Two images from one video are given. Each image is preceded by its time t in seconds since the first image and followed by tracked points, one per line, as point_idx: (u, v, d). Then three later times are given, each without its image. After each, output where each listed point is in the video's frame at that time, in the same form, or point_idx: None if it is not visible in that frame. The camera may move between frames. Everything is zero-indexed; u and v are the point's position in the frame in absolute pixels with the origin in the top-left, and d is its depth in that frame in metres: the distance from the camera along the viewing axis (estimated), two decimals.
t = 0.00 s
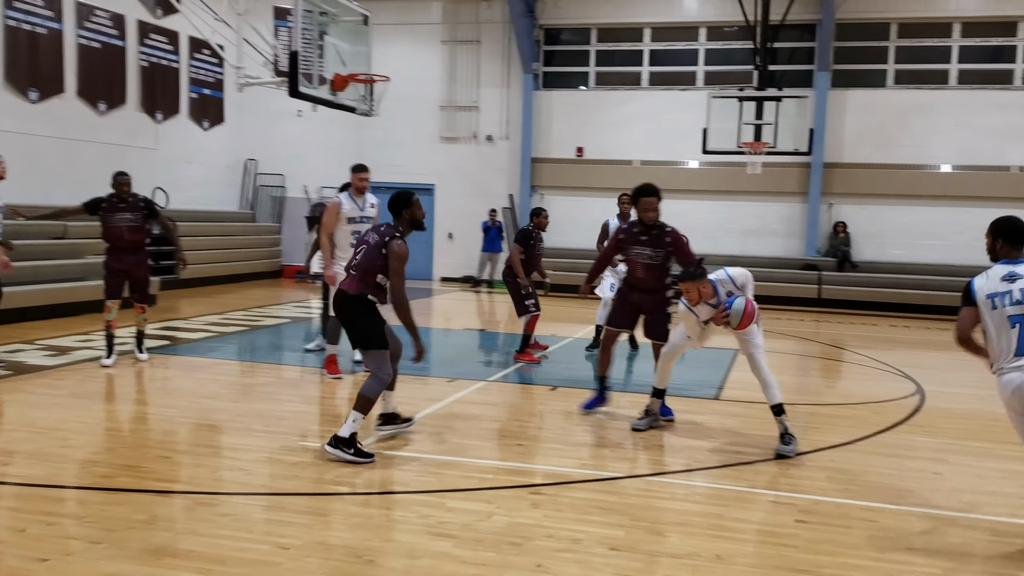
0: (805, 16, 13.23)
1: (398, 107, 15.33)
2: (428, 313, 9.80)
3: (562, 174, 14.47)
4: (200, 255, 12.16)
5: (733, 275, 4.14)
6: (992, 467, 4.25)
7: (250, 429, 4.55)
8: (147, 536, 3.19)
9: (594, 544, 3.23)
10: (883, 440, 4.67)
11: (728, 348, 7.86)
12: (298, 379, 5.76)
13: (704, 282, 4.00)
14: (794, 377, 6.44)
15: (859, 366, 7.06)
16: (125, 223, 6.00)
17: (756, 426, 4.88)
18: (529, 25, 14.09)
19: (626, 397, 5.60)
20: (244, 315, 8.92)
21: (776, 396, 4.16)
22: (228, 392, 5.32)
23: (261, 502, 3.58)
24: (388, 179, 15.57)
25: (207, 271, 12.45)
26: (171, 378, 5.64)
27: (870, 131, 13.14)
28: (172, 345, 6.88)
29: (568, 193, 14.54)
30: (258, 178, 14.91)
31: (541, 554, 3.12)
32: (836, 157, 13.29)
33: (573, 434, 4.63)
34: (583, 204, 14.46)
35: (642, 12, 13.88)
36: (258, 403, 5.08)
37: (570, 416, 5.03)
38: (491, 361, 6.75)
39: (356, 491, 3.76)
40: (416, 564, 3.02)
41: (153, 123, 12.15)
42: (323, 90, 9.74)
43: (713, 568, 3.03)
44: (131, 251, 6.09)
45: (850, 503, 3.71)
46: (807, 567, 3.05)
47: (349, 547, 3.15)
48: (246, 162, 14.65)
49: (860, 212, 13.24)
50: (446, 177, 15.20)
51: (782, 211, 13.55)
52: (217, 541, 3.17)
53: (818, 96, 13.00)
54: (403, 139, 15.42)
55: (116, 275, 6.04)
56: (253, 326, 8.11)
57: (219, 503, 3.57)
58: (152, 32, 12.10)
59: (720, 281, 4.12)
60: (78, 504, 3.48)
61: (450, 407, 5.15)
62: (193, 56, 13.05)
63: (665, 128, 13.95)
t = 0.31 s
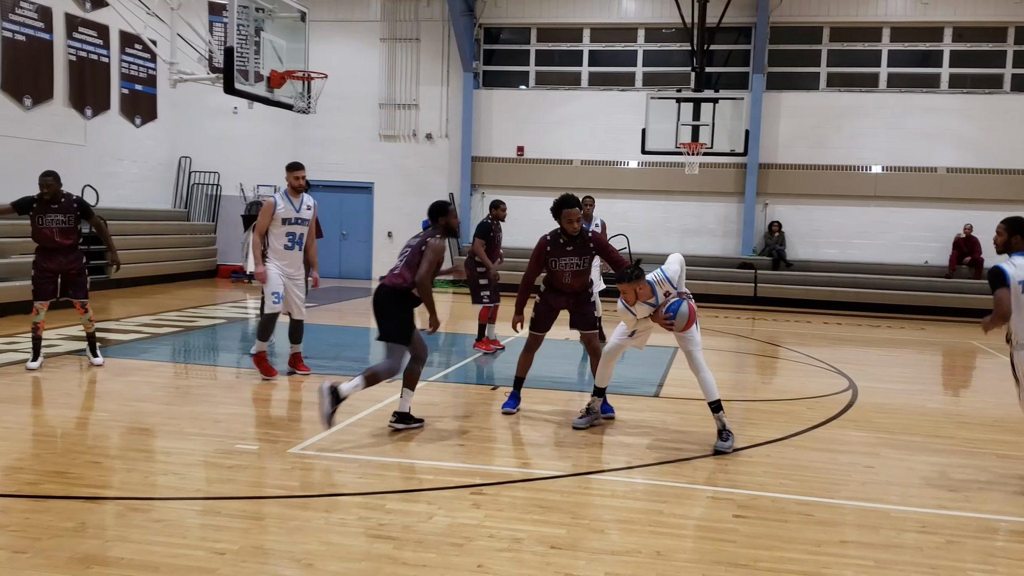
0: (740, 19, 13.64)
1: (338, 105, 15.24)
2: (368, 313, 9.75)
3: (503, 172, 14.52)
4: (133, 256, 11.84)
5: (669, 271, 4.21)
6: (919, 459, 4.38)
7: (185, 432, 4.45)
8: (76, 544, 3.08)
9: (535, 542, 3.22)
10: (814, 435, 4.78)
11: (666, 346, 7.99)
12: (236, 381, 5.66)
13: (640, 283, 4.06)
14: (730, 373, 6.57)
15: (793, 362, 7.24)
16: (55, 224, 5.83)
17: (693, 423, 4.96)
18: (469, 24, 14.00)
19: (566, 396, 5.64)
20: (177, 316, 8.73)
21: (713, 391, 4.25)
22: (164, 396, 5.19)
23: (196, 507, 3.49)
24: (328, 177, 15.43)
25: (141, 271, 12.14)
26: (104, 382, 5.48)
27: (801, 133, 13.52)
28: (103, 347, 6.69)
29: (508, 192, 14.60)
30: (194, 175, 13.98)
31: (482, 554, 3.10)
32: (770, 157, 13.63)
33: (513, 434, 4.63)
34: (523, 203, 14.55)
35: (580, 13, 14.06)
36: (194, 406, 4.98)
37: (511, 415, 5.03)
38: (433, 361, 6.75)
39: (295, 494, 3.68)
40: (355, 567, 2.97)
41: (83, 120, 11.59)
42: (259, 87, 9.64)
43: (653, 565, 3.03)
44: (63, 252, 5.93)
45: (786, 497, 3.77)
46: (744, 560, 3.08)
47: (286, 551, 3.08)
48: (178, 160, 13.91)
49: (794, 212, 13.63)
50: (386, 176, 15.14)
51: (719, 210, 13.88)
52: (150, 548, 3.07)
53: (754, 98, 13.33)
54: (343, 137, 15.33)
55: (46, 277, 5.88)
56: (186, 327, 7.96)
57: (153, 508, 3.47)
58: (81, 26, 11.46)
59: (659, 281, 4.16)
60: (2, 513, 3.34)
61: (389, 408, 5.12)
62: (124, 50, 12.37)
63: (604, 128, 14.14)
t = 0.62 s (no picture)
0: (701, 20, 13.72)
1: (299, 103, 15.12)
2: (330, 312, 9.70)
3: (465, 171, 14.51)
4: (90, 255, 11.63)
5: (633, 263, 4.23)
6: (875, 455, 4.45)
7: (142, 434, 4.37)
8: (29, 549, 2.98)
9: (498, 541, 3.19)
10: (773, 432, 4.84)
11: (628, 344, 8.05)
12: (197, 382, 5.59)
13: (609, 276, 4.04)
14: (690, 371, 6.63)
15: (752, 360, 7.33)
16: (20, 223, 5.73)
17: (655, 421, 5.00)
18: (431, 22, 13.93)
19: (528, 395, 5.65)
20: (133, 316, 8.59)
21: (675, 389, 4.28)
22: (123, 398, 5.10)
23: (153, 508, 3.40)
24: (289, 175, 15.32)
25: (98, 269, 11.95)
26: (61, 384, 5.37)
27: (761, 133, 13.66)
28: (58, 348, 6.57)
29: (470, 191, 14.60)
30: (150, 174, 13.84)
31: (445, 553, 3.05)
32: (730, 157, 13.76)
33: (475, 434, 4.62)
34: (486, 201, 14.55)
35: (542, 12, 14.06)
36: (153, 408, 4.90)
37: (474, 415, 5.02)
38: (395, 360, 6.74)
39: (255, 495, 3.62)
40: (316, 568, 2.91)
41: (36, 117, 11.22)
42: (218, 83, 9.55)
43: (617, 562, 3.02)
44: (29, 251, 5.80)
45: (748, 494, 3.79)
46: (705, 557, 3.08)
47: (247, 552, 3.01)
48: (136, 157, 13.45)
49: (752, 211, 13.80)
50: (347, 175, 15.06)
51: (680, 210, 14.01)
52: (107, 551, 2.99)
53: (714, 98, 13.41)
54: (304, 135, 15.24)
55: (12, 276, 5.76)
56: (143, 327, 7.85)
57: (110, 511, 3.38)
58: (34, 20, 11.06)
59: (626, 274, 4.16)
60: None
61: (351, 408, 5.09)
62: (78, 45, 11.94)
63: (565, 127, 14.18)
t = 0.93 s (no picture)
0: (680, 19, 13.76)
1: (279, 101, 15.10)
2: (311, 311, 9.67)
3: (445, 170, 14.51)
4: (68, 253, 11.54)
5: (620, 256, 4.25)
6: (853, 453, 4.48)
7: (121, 435, 4.34)
8: (5, 550, 2.94)
9: (478, 540, 3.18)
10: (752, 430, 4.86)
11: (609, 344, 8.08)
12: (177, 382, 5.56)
13: (596, 270, 4.07)
14: (670, 369, 6.66)
15: (732, 358, 7.37)
16: None
17: (634, 420, 5.01)
18: (411, 21, 13.90)
19: (509, 394, 5.65)
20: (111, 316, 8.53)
21: (655, 387, 4.29)
22: (102, 398, 5.06)
23: (132, 509, 3.37)
24: (268, 174, 15.26)
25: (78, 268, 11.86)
26: (39, 384, 5.32)
27: (740, 131, 13.72)
28: (34, 348, 6.52)
29: (451, 189, 14.60)
30: (129, 173, 13.49)
31: (426, 553, 3.03)
32: (709, 156, 13.80)
33: (455, 433, 4.62)
34: (466, 200, 14.54)
35: (521, 11, 14.09)
36: (132, 408, 4.86)
37: (454, 414, 5.02)
38: (375, 360, 6.74)
39: (234, 494, 3.59)
40: (295, 567, 2.88)
41: (12, 115, 11.11)
42: (197, 81, 9.48)
43: (598, 560, 3.01)
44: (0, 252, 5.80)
45: (728, 492, 3.80)
46: (685, 554, 3.08)
47: (227, 552, 2.98)
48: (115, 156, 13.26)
49: (732, 210, 13.85)
50: (326, 174, 15.03)
51: (659, 209, 14.05)
52: (84, 552, 2.95)
53: (692, 97, 13.44)
54: (284, 134, 15.18)
55: None
56: (122, 327, 7.80)
57: (87, 511, 3.34)
58: (9, 17, 10.94)
59: (612, 268, 4.18)
60: None
61: (331, 408, 5.08)
62: (55, 44, 11.87)
63: (544, 126, 14.19)
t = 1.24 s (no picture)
0: (680, 17, 13.75)
1: (279, 101, 15.11)
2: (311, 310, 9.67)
3: (445, 169, 14.51)
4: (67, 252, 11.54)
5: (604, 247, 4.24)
6: (854, 451, 4.47)
7: (121, 434, 4.35)
8: (5, 550, 2.93)
9: (478, 539, 3.17)
10: (752, 429, 4.86)
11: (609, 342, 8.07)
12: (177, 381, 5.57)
13: (568, 257, 4.08)
14: (670, 368, 6.66)
15: (732, 356, 7.37)
16: None
17: (634, 419, 5.01)
18: (410, 19, 13.88)
19: (509, 393, 5.65)
20: (111, 315, 8.53)
21: (655, 385, 4.29)
22: (102, 398, 5.06)
23: (132, 508, 3.37)
24: (268, 173, 15.26)
25: (78, 267, 11.87)
26: (38, 383, 5.32)
27: (740, 129, 13.72)
28: (35, 347, 6.52)
29: (451, 188, 14.61)
30: (130, 172, 13.50)
31: (426, 552, 3.03)
32: (710, 155, 13.80)
33: (455, 432, 4.62)
34: (466, 199, 14.54)
35: (521, 9, 14.11)
36: (132, 407, 4.86)
37: (453, 413, 5.02)
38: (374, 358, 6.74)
39: (234, 493, 3.59)
40: (296, 566, 2.88)
41: (12, 115, 11.11)
42: (197, 81, 9.47)
43: (599, 559, 3.01)
44: None
45: (728, 491, 3.79)
46: (685, 553, 3.08)
47: (228, 551, 2.98)
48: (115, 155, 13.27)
49: (732, 208, 13.85)
50: (326, 173, 15.04)
51: (659, 208, 14.05)
52: (85, 552, 2.95)
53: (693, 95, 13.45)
54: (285, 133, 15.18)
55: None
56: (121, 327, 7.80)
57: (88, 510, 3.34)
58: (9, 17, 10.93)
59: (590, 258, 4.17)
60: None
61: (331, 407, 5.08)
62: (55, 43, 11.88)
63: (544, 125, 14.19)
